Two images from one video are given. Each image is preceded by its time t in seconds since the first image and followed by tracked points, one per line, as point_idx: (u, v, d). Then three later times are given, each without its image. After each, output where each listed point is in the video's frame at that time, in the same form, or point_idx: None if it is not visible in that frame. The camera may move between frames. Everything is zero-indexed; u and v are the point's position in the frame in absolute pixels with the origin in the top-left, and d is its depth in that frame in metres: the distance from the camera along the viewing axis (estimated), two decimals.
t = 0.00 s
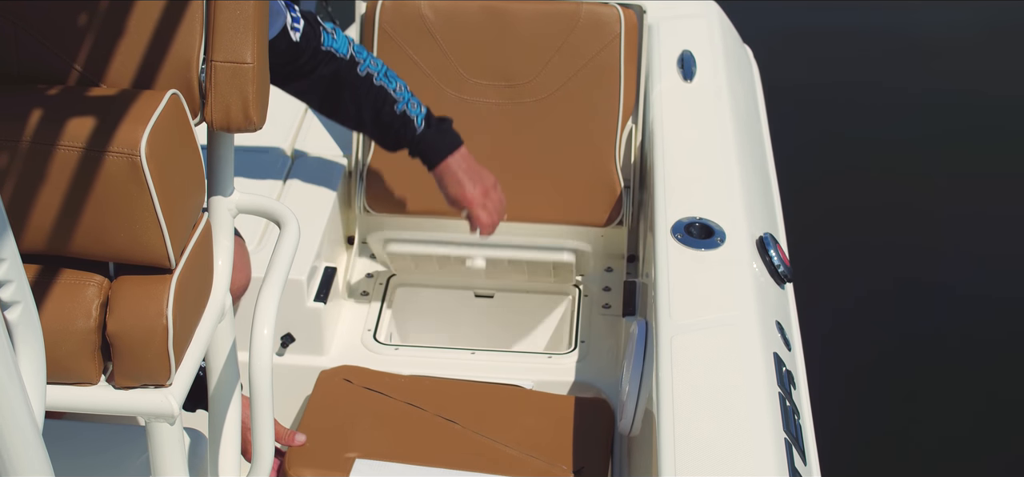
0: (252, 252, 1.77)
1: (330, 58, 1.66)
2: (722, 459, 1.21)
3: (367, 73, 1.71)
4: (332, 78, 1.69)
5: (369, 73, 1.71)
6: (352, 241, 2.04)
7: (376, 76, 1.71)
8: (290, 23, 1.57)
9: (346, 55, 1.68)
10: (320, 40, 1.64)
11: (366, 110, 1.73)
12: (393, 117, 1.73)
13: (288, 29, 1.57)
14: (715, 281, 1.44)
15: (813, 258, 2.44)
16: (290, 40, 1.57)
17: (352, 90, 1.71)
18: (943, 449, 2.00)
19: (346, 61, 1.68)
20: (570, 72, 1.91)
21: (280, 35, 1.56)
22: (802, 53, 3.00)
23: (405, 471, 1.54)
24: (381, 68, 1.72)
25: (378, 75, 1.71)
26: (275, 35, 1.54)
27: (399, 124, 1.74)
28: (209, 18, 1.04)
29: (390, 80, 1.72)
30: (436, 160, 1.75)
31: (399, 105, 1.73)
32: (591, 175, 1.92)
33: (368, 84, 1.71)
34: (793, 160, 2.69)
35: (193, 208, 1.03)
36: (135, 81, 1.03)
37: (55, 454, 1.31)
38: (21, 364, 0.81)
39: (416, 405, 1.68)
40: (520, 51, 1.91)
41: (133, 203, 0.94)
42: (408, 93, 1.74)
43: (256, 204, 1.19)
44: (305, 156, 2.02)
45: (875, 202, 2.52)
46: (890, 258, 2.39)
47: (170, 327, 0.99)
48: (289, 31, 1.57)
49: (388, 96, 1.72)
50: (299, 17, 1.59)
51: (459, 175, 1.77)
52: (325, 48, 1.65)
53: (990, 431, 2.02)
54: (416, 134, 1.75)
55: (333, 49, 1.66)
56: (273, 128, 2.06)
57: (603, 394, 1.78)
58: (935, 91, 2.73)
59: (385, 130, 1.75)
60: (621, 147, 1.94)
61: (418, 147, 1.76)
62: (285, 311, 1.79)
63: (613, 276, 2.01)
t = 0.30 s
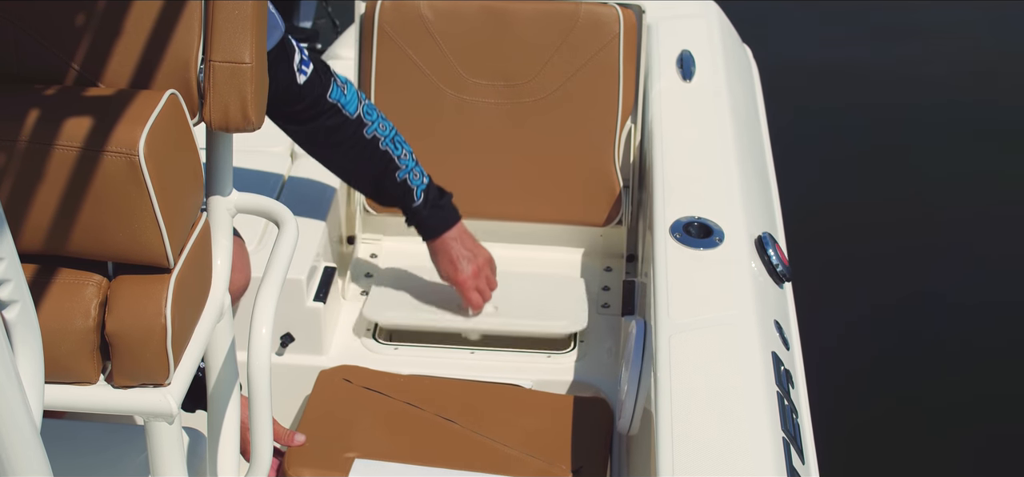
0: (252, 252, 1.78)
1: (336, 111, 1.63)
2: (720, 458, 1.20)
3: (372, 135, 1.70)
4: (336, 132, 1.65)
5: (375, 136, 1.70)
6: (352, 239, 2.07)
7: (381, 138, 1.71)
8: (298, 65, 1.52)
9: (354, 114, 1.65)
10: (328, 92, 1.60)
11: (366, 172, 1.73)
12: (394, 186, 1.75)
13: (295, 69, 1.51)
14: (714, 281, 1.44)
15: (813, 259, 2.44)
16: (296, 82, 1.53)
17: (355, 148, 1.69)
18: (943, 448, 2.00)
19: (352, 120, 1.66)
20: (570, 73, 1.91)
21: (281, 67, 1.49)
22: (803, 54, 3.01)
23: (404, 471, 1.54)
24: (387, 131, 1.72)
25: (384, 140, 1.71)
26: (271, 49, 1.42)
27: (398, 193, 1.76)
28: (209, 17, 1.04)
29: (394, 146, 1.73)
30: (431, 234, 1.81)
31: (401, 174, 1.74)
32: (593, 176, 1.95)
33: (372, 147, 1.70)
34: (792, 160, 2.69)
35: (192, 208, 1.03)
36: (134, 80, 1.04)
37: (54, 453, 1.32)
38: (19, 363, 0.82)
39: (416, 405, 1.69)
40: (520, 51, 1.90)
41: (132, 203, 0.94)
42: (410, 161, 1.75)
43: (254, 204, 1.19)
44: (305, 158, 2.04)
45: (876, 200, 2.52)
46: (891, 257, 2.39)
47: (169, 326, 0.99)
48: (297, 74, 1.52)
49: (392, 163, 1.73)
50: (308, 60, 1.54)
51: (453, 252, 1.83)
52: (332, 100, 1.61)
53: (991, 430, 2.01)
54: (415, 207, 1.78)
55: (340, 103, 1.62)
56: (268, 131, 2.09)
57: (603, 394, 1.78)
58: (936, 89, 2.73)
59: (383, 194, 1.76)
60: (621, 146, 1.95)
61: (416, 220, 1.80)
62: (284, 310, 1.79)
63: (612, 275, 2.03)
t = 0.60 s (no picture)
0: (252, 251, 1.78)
1: (336, 146, 1.57)
2: (720, 458, 1.20)
3: (372, 172, 1.65)
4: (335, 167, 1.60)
5: (374, 174, 1.65)
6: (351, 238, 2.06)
7: (380, 176, 1.65)
8: (301, 93, 1.46)
9: (353, 151, 1.60)
10: (329, 125, 1.53)
11: (363, 206, 1.68)
12: (393, 221, 1.71)
13: (297, 98, 1.45)
14: (714, 279, 1.44)
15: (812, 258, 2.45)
16: (297, 112, 1.46)
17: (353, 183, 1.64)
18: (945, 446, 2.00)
19: (352, 156, 1.60)
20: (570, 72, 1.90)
21: (284, 91, 1.42)
22: (802, 54, 3.02)
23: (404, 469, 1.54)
24: (386, 167, 1.67)
25: (383, 178, 1.66)
26: (271, 71, 1.38)
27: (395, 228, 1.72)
28: (209, 15, 1.04)
29: (395, 183, 1.68)
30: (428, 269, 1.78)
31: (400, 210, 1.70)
32: (593, 174, 1.96)
33: (370, 183, 1.65)
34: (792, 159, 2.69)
35: (192, 207, 1.03)
36: (133, 80, 1.05)
37: (55, 452, 1.32)
38: (19, 361, 0.82)
39: (416, 404, 1.69)
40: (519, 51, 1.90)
41: (132, 201, 0.94)
42: (410, 197, 1.71)
43: (254, 203, 1.19)
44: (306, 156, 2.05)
45: (876, 198, 2.52)
46: (891, 255, 2.39)
47: (169, 325, 1.00)
48: (299, 103, 1.46)
49: (391, 200, 1.68)
50: (311, 88, 1.48)
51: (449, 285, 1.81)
52: (332, 134, 1.55)
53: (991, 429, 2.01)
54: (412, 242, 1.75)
55: (340, 140, 1.57)
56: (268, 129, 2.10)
57: (603, 391, 1.79)
58: (936, 87, 2.73)
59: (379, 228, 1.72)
60: (621, 144, 1.95)
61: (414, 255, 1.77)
62: (285, 309, 1.79)
63: (612, 273, 2.04)
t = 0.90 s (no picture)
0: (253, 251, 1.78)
1: (335, 147, 1.56)
2: (721, 457, 1.21)
3: (375, 170, 1.64)
4: (337, 169, 1.59)
5: (377, 172, 1.64)
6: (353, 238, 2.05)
7: (383, 175, 1.65)
8: (300, 94, 1.46)
9: (354, 151, 1.59)
10: (328, 126, 1.53)
11: (368, 210, 1.67)
12: (398, 221, 1.70)
13: (296, 99, 1.45)
14: (714, 279, 1.44)
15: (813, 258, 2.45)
16: (296, 112, 1.46)
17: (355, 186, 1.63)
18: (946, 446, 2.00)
19: (353, 156, 1.60)
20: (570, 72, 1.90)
21: (283, 92, 1.42)
22: (802, 54, 3.02)
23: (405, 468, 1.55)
24: (387, 167, 1.66)
25: (387, 176, 1.65)
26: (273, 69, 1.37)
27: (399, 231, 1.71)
28: (210, 15, 1.04)
29: (398, 183, 1.68)
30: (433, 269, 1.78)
31: (405, 208, 1.69)
32: (594, 174, 1.96)
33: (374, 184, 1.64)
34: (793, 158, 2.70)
35: (194, 206, 1.03)
36: (135, 79, 1.05)
37: (58, 451, 1.32)
38: (22, 359, 0.82)
39: (417, 403, 1.69)
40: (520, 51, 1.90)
41: (133, 200, 0.95)
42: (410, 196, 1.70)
43: (255, 202, 1.20)
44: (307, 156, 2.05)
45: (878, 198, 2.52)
46: (892, 254, 2.39)
47: (170, 324, 1.00)
48: (298, 104, 1.46)
49: (396, 198, 1.67)
50: (309, 90, 1.49)
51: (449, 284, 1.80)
52: (330, 135, 1.54)
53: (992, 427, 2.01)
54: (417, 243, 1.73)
55: (339, 140, 1.56)
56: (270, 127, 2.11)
57: (604, 391, 1.79)
58: (936, 87, 2.73)
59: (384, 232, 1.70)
60: (621, 144, 1.96)
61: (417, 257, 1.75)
62: (286, 308, 1.79)
63: (613, 273, 2.04)
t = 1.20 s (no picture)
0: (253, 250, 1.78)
1: (338, 148, 1.57)
2: (721, 457, 1.21)
3: (381, 168, 1.64)
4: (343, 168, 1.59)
5: (382, 170, 1.64)
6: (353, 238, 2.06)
7: (389, 171, 1.65)
8: (301, 98, 1.46)
9: (356, 150, 1.60)
10: (329, 129, 1.53)
11: (379, 209, 1.66)
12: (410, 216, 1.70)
13: (297, 103, 1.45)
14: (714, 279, 1.44)
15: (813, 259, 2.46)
16: (297, 116, 1.46)
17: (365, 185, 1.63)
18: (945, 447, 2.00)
19: (358, 155, 1.60)
20: (570, 72, 1.90)
21: (282, 96, 1.42)
22: (802, 55, 3.02)
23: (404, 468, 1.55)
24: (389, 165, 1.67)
25: (392, 173, 1.65)
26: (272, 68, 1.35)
27: (414, 226, 1.71)
28: (210, 16, 1.04)
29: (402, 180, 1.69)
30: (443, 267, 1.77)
31: (414, 204, 1.70)
32: (593, 174, 1.96)
33: (382, 181, 1.64)
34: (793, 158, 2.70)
35: (194, 205, 1.03)
36: (136, 79, 1.05)
37: (58, 451, 1.32)
38: (22, 358, 0.82)
39: (416, 403, 1.69)
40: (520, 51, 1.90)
41: (134, 199, 0.95)
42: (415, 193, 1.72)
43: (256, 201, 1.20)
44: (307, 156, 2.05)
45: (877, 198, 2.52)
46: (892, 254, 2.39)
47: (171, 324, 1.00)
48: (298, 108, 1.46)
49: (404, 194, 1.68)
50: (309, 94, 1.48)
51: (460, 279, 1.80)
52: (332, 138, 1.54)
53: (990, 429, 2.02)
54: (433, 236, 1.73)
55: (341, 140, 1.56)
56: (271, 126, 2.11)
57: (604, 391, 1.79)
58: (936, 88, 2.73)
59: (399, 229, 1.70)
60: (621, 144, 1.96)
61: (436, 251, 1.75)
62: (286, 308, 1.79)
63: (612, 273, 2.04)
